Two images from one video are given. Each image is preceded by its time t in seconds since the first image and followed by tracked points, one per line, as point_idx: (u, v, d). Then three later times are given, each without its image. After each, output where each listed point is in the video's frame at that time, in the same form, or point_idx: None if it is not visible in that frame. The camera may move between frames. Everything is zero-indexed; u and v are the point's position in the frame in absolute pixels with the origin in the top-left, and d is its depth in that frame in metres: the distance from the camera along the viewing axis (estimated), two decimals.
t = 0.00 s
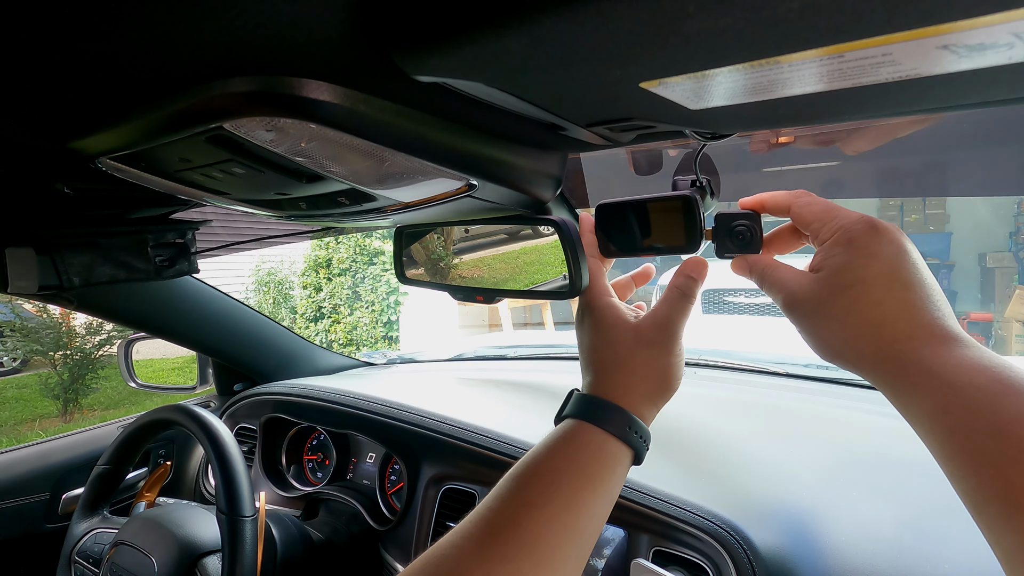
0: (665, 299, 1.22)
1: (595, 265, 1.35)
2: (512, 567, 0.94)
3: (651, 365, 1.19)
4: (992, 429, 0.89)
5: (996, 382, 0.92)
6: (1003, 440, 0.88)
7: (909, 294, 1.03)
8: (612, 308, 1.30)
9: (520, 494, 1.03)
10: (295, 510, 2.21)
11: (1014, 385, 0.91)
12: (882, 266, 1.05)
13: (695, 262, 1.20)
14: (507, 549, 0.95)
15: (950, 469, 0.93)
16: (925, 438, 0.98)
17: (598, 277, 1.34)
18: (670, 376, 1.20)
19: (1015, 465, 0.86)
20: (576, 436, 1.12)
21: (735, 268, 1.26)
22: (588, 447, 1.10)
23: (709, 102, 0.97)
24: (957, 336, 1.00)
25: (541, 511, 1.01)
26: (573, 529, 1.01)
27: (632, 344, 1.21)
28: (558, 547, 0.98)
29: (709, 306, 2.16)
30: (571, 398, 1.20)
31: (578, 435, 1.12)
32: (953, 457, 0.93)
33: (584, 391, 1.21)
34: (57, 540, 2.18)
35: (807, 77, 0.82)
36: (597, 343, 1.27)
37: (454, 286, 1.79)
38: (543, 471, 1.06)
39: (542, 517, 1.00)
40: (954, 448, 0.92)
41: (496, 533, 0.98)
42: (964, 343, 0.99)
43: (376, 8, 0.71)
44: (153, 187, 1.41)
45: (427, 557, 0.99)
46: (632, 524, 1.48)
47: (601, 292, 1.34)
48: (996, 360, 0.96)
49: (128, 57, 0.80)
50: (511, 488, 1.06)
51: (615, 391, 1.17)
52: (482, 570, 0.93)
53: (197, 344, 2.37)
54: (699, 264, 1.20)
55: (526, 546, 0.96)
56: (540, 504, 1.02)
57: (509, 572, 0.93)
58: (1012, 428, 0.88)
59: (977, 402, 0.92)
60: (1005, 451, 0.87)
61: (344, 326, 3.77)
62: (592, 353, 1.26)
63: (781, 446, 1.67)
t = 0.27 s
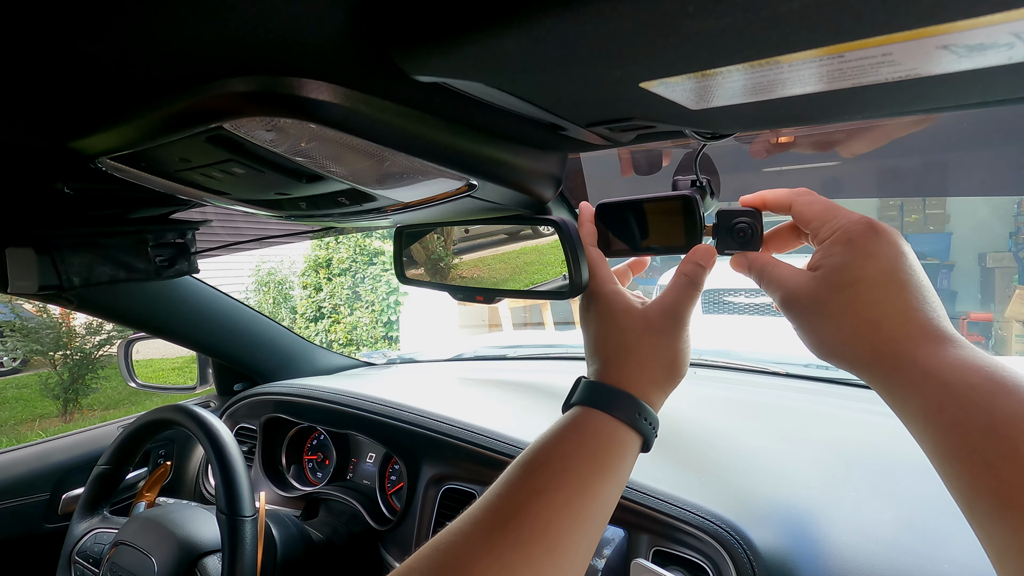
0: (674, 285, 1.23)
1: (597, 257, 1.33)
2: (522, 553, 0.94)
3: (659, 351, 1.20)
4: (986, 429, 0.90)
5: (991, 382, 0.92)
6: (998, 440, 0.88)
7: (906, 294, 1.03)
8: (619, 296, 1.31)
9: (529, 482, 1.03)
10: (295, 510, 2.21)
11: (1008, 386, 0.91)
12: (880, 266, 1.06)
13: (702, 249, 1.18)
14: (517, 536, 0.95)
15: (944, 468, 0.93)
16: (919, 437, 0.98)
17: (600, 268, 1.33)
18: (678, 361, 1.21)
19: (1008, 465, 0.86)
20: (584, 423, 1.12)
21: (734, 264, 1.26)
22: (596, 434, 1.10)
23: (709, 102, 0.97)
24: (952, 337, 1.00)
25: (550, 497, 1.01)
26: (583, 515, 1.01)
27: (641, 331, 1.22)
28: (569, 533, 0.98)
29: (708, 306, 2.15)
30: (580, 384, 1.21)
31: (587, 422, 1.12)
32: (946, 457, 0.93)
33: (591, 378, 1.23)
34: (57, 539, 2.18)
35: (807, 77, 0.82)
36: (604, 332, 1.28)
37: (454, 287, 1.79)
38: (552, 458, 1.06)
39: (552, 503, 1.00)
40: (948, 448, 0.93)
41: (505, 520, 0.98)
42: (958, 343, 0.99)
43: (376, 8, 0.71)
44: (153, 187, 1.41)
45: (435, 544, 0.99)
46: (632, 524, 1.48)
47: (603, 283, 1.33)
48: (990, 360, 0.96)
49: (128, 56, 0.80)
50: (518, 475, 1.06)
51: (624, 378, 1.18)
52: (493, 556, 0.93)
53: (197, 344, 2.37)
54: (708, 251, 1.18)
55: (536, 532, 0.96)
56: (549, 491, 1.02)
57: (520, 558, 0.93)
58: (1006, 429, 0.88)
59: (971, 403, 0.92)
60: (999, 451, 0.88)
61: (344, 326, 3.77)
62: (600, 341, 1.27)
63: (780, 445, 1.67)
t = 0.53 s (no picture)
0: (675, 285, 1.24)
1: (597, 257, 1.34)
2: (523, 552, 0.94)
3: (660, 350, 1.21)
4: (987, 422, 0.90)
5: (991, 375, 0.93)
6: (998, 432, 0.88)
7: (906, 287, 1.04)
8: (620, 296, 1.32)
9: (529, 482, 1.03)
10: (295, 510, 2.21)
11: (1008, 377, 0.92)
12: (880, 259, 1.06)
13: (706, 252, 1.21)
14: (518, 535, 0.95)
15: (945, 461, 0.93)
16: (919, 430, 0.98)
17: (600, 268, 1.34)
18: (678, 361, 1.22)
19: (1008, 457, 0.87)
20: (585, 422, 1.13)
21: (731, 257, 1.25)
22: (597, 433, 1.10)
23: (709, 102, 0.97)
24: (951, 329, 1.01)
25: (551, 497, 1.01)
26: (584, 514, 1.01)
27: (642, 330, 1.23)
28: (570, 533, 0.98)
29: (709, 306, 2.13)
30: (581, 384, 1.21)
31: (587, 421, 1.12)
32: (947, 450, 0.93)
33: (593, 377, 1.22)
34: (57, 540, 2.18)
35: (806, 76, 0.83)
36: (604, 331, 1.28)
37: (454, 286, 1.78)
38: (552, 458, 1.06)
39: (553, 502, 1.00)
40: (949, 440, 0.93)
41: (506, 519, 0.98)
42: (958, 335, 0.99)
43: (376, 8, 0.71)
44: (153, 187, 1.41)
45: (435, 544, 0.99)
46: (631, 524, 1.48)
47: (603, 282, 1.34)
48: (991, 353, 0.96)
49: (128, 56, 0.80)
50: (518, 475, 1.06)
51: (625, 377, 1.18)
52: (493, 556, 0.93)
53: (197, 344, 2.37)
54: (711, 254, 1.21)
55: (537, 531, 0.96)
56: (550, 490, 1.02)
57: (521, 557, 0.93)
58: (1006, 421, 0.88)
59: (972, 395, 0.93)
60: (999, 444, 0.88)
61: (344, 326, 3.77)
62: (600, 340, 1.27)
63: (780, 445, 1.67)
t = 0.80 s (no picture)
0: (669, 287, 1.24)
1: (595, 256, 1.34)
2: (516, 553, 0.94)
3: (654, 351, 1.21)
4: (996, 411, 0.91)
5: (1000, 364, 0.94)
6: (1008, 423, 0.90)
7: (911, 277, 1.03)
8: (615, 297, 1.32)
9: (523, 482, 1.03)
10: (295, 510, 2.21)
11: (1016, 366, 0.93)
12: (881, 251, 1.05)
13: (698, 254, 1.21)
14: (511, 535, 0.95)
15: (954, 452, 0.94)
16: (928, 420, 0.99)
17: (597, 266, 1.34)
18: (672, 362, 1.22)
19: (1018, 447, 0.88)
20: (581, 421, 1.13)
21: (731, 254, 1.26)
22: (591, 433, 1.10)
23: (709, 103, 0.97)
24: (959, 318, 1.01)
25: (545, 498, 1.01)
26: (578, 515, 1.01)
27: (636, 332, 1.23)
28: (563, 533, 0.98)
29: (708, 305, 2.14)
30: (575, 385, 1.20)
31: (581, 422, 1.12)
32: (956, 440, 0.94)
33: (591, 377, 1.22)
34: (57, 540, 2.18)
35: (807, 77, 0.82)
36: (599, 331, 1.28)
37: (454, 286, 1.77)
38: (547, 458, 1.06)
39: (546, 503, 1.00)
40: (958, 431, 0.94)
41: (500, 520, 0.98)
42: (965, 324, 1.00)
43: (376, 8, 0.71)
44: (153, 187, 1.41)
45: (429, 544, 0.99)
46: (631, 524, 1.48)
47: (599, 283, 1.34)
48: (999, 340, 0.98)
49: (128, 56, 0.80)
50: (513, 476, 1.05)
51: (620, 379, 1.18)
52: (486, 556, 0.93)
53: (197, 344, 2.37)
54: (704, 256, 1.21)
55: (530, 531, 0.96)
56: (543, 491, 1.02)
57: (514, 557, 0.93)
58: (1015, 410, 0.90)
59: (981, 385, 0.94)
60: (1008, 433, 0.90)
61: (344, 326, 3.77)
62: (595, 341, 1.27)
63: (780, 445, 1.67)
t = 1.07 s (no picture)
0: (670, 288, 1.25)
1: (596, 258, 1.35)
2: (516, 554, 0.94)
3: (655, 352, 1.21)
4: (983, 410, 0.91)
5: (990, 363, 0.93)
6: (995, 421, 0.90)
7: (904, 275, 1.03)
8: (616, 300, 1.32)
9: (524, 484, 1.03)
10: (295, 510, 2.21)
11: (1006, 365, 0.92)
12: (875, 249, 1.05)
13: (697, 255, 1.22)
14: (511, 536, 0.96)
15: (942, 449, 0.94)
16: (917, 418, 0.99)
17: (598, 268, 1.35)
18: (672, 363, 1.22)
19: (1004, 446, 0.88)
20: (580, 422, 1.13)
21: (730, 251, 1.26)
22: (590, 433, 1.11)
23: (709, 103, 0.97)
24: (952, 317, 1.01)
25: (545, 499, 1.01)
26: (578, 516, 1.01)
27: (637, 333, 1.23)
28: (563, 534, 0.98)
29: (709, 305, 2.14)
30: (576, 386, 1.20)
31: (582, 424, 1.12)
32: (945, 437, 0.94)
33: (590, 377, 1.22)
34: (57, 540, 2.18)
35: (807, 77, 0.82)
36: (599, 334, 1.28)
37: (454, 286, 1.77)
38: (547, 460, 1.07)
39: (547, 504, 1.00)
40: (946, 428, 0.94)
41: (500, 520, 0.98)
42: (957, 323, 1.00)
43: (376, 7, 0.71)
44: (153, 187, 1.41)
45: (429, 545, 0.99)
46: (631, 524, 1.48)
47: (600, 285, 1.35)
48: (990, 340, 0.97)
49: (128, 56, 0.80)
50: (513, 477, 1.05)
51: (620, 380, 1.18)
52: (486, 556, 0.93)
53: (197, 344, 2.36)
54: (703, 257, 1.23)
55: (530, 533, 0.96)
56: (543, 492, 1.02)
57: (513, 558, 0.93)
58: (1003, 409, 0.90)
59: (970, 383, 0.93)
60: (995, 432, 0.89)
61: (344, 326, 3.77)
62: (595, 342, 1.28)
63: (780, 446, 1.67)
